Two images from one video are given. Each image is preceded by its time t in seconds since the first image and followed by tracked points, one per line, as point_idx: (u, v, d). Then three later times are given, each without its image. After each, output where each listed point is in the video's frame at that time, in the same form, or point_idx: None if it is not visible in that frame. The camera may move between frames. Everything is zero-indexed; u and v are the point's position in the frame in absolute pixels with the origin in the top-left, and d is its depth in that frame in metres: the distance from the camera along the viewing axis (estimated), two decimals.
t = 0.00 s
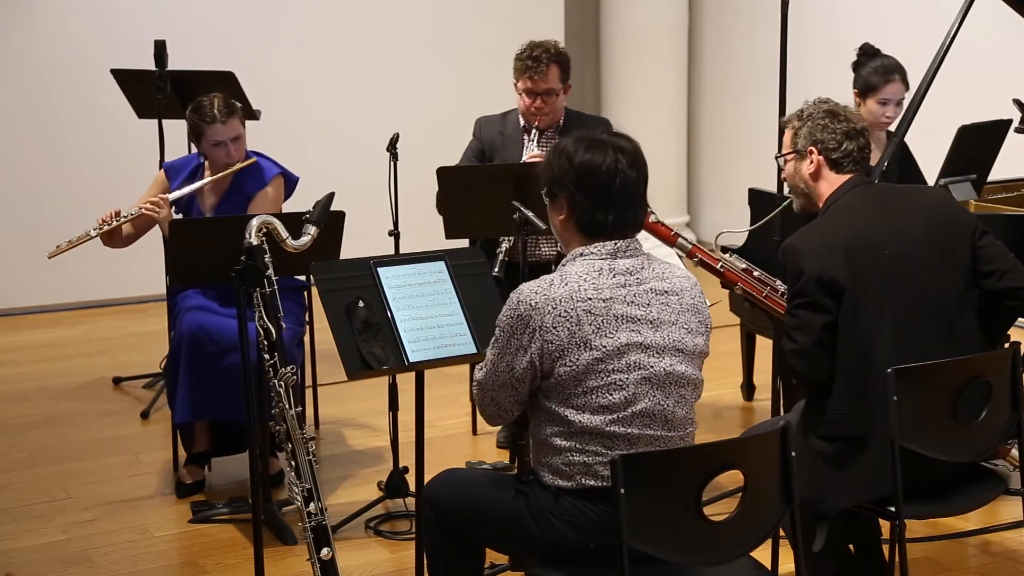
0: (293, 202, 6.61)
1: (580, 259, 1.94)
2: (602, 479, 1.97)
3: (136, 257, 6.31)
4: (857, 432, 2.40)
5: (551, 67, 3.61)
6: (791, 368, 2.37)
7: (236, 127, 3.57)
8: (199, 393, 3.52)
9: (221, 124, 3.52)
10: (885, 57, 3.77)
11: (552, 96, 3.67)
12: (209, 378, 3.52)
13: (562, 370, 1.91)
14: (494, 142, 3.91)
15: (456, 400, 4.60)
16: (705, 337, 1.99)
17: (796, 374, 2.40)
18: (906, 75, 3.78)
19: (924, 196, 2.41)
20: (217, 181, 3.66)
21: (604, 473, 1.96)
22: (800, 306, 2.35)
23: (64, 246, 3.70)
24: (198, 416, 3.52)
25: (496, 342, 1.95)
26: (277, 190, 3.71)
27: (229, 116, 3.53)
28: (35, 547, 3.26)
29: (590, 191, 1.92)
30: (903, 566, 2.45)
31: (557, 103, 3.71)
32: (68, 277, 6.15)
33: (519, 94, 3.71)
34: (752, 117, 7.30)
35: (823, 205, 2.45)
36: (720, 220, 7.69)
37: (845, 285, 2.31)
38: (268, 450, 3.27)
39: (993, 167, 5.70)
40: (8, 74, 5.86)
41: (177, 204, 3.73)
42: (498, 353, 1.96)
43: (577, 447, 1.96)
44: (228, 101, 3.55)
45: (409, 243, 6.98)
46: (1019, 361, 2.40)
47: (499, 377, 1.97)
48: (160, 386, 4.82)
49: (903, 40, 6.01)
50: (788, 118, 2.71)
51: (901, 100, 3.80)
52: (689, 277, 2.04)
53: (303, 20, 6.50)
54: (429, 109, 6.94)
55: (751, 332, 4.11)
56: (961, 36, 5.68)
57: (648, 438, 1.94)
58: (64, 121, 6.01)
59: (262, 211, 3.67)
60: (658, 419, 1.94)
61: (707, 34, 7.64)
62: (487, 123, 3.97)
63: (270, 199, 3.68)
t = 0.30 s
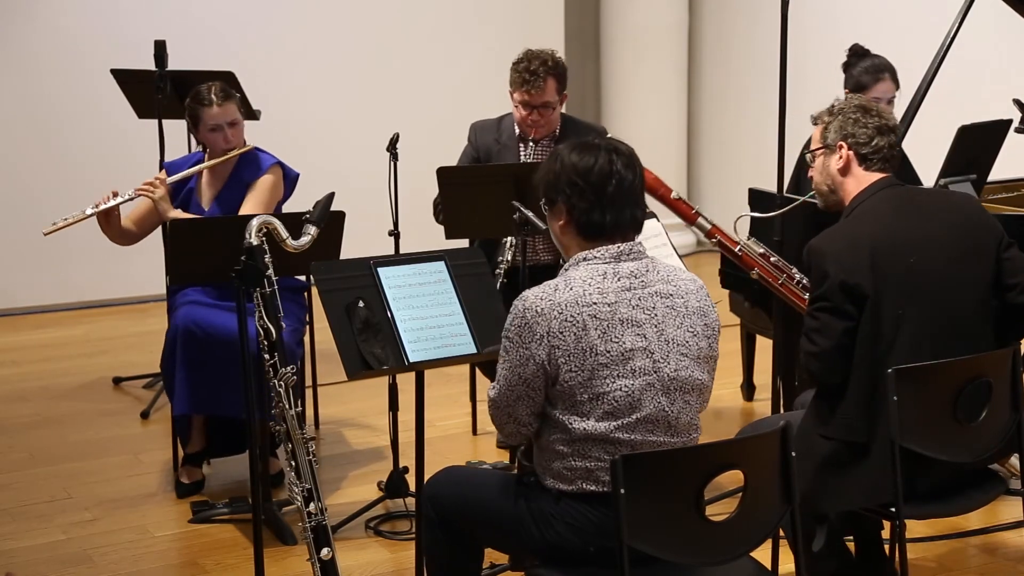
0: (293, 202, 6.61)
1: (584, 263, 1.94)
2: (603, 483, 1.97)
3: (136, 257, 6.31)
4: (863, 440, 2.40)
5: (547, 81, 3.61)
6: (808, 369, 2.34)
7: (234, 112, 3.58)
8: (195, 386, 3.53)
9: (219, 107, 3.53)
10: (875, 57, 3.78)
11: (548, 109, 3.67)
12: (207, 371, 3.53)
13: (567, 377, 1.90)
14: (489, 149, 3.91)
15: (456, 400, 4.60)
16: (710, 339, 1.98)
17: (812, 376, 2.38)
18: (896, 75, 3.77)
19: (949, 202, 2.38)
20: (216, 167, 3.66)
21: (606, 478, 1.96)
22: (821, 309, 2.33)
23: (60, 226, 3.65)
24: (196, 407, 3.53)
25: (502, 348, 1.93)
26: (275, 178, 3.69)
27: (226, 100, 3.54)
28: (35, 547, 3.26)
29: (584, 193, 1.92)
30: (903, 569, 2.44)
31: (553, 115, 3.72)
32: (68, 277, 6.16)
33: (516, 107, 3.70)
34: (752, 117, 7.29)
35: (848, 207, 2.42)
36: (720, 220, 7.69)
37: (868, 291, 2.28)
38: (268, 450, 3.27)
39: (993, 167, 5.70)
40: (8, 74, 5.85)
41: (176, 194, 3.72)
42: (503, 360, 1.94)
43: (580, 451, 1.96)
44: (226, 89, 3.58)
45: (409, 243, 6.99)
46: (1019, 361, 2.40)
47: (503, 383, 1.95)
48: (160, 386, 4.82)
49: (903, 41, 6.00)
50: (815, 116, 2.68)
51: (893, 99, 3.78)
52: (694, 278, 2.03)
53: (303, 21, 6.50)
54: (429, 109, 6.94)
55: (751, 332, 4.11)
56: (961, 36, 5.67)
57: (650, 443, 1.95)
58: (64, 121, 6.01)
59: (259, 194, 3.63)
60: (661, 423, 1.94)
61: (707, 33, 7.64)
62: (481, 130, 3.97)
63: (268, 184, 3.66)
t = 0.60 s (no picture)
0: (293, 202, 6.60)
1: (595, 266, 1.93)
2: (605, 490, 1.97)
3: (136, 257, 6.31)
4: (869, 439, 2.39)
5: (551, 82, 3.59)
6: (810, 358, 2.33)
7: (236, 112, 3.58)
8: (194, 390, 3.53)
9: (221, 107, 3.52)
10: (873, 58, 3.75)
11: (549, 109, 3.66)
12: (205, 378, 3.52)
13: (572, 382, 1.90)
14: (488, 148, 3.92)
15: (456, 400, 4.60)
16: (714, 349, 1.99)
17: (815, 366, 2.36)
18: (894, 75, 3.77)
19: (979, 206, 2.35)
20: (216, 167, 3.66)
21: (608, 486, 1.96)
22: (835, 298, 2.31)
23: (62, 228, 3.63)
24: (191, 416, 3.53)
25: (507, 347, 1.93)
26: (276, 176, 3.68)
27: (227, 100, 3.54)
28: (35, 547, 3.26)
29: (609, 197, 1.91)
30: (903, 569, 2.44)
31: (553, 116, 3.71)
32: (68, 277, 6.16)
33: (517, 104, 3.69)
34: (752, 117, 7.29)
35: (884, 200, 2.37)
36: (720, 220, 7.69)
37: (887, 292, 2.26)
38: (268, 450, 3.27)
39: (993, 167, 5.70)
40: (8, 74, 5.85)
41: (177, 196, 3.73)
42: (508, 360, 1.93)
43: (582, 458, 1.96)
44: (227, 88, 3.57)
45: (409, 243, 6.99)
46: (1018, 362, 2.39)
47: (508, 382, 1.95)
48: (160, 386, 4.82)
49: (904, 40, 6.00)
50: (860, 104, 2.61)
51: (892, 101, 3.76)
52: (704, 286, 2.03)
53: (303, 21, 6.50)
54: (429, 109, 6.94)
55: (751, 332, 4.11)
56: (961, 36, 5.67)
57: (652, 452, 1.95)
58: (64, 121, 6.01)
59: (261, 194, 3.65)
60: (663, 433, 1.95)
61: (707, 33, 7.63)
62: (482, 128, 3.98)
63: (270, 183, 3.66)
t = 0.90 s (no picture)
0: (293, 202, 6.60)
1: (583, 267, 1.93)
2: (595, 491, 1.97)
3: (136, 257, 6.30)
4: (880, 450, 2.38)
5: (546, 75, 3.60)
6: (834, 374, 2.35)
7: (235, 116, 3.57)
8: (196, 391, 3.53)
9: (220, 112, 3.52)
10: (876, 63, 3.73)
11: (547, 103, 3.67)
12: (206, 380, 3.52)
13: (553, 381, 1.91)
14: (489, 144, 3.92)
15: (456, 399, 4.60)
16: (706, 351, 1.97)
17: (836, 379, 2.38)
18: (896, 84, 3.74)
19: (1003, 214, 2.32)
20: (215, 170, 3.66)
21: (595, 486, 1.96)
22: (857, 314, 2.30)
23: (62, 232, 3.66)
24: (194, 419, 3.52)
25: (493, 342, 1.96)
26: (275, 179, 3.68)
27: (227, 104, 3.53)
28: (35, 547, 3.26)
29: (602, 197, 1.90)
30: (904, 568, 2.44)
31: (552, 109, 3.71)
32: (68, 277, 6.16)
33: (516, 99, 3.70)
34: (752, 116, 7.29)
35: (907, 208, 2.38)
36: (720, 220, 7.69)
37: (910, 309, 2.27)
38: (268, 450, 3.27)
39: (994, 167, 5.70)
40: (9, 74, 5.85)
41: (176, 197, 3.73)
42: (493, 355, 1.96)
43: (567, 457, 1.97)
44: (227, 92, 3.56)
45: (409, 243, 6.99)
46: (1019, 362, 2.39)
47: (496, 375, 1.98)
48: (160, 386, 4.82)
49: (904, 40, 6.00)
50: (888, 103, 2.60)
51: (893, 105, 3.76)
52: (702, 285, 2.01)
53: (303, 21, 6.50)
54: (429, 109, 6.94)
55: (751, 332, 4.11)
56: (961, 36, 5.67)
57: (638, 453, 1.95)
58: (64, 121, 6.01)
59: (260, 199, 3.65)
60: (648, 434, 1.94)
61: (707, 33, 7.63)
62: (483, 123, 3.98)
63: (269, 189, 3.67)
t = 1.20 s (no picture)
0: (293, 202, 6.61)
1: (576, 267, 1.93)
2: (593, 492, 1.96)
3: (137, 257, 6.30)
4: (881, 461, 2.38)
5: (539, 65, 3.61)
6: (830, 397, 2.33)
7: (240, 122, 3.58)
8: (199, 392, 3.53)
9: (225, 117, 3.52)
10: (876, 57, 3.78)
11: (541, 93, 3.68)
12: (207, 380, 3.53)
13: (550, 382, 1.91)
14: (485, 141, 3.92)
15: (456, 399, 4.60)
16: (705, 350, 1.96)
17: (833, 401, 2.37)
18: (896, 73, 3.78)
19: (980, 213, 2.34)
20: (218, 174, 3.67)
21: (593, 487, 1.96)
22: (850, 338, 2.29)
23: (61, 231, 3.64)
24: (200, 420, 3.53)
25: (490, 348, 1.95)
26: (277, 185, 3.69)
27: (233, 111, 3.53)
28: (35, 547, 3.26)
29: (586, 195, 1.91)
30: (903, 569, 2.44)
31: (546, 100, 3.72)
32: (68, 277, 6.16)
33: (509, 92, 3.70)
34: (752, 116, 7.29)
35: (885, 220, 2.39)
36: (720, 220, 7.69)
37: (901, 324, 2.26)
38: (268, 450, 3.27)
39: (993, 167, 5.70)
40: (9, 74, 5.86)
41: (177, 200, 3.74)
42: (490, 360, 1.96)
43: (565, 459, 1.96)
44: (233, 97, 3.55)
45: (409, 243, 6.99)
46: (1018, 362, 2.39)
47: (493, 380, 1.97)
48: (160, 386, 4.82)
49: (903, 40, 6.00)
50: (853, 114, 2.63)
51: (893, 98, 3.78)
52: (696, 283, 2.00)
53: (303, 21, 6.50)
54: (429, 109, 6.94)
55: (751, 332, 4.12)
56: (961, 35, 5.67)
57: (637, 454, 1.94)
58: (65, 121, 6.01)
59: (261, 206, 3.66)
60: (647, 434, 1.93)
61: (707, 33, 7.63)
62: (478, 123, 3.99)
63: (270, 195, 3.67)
